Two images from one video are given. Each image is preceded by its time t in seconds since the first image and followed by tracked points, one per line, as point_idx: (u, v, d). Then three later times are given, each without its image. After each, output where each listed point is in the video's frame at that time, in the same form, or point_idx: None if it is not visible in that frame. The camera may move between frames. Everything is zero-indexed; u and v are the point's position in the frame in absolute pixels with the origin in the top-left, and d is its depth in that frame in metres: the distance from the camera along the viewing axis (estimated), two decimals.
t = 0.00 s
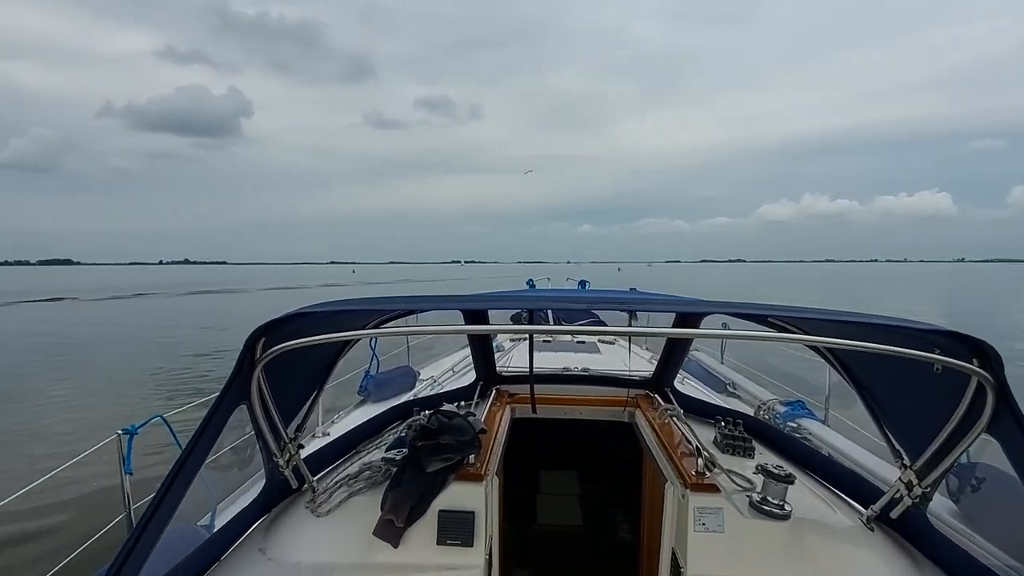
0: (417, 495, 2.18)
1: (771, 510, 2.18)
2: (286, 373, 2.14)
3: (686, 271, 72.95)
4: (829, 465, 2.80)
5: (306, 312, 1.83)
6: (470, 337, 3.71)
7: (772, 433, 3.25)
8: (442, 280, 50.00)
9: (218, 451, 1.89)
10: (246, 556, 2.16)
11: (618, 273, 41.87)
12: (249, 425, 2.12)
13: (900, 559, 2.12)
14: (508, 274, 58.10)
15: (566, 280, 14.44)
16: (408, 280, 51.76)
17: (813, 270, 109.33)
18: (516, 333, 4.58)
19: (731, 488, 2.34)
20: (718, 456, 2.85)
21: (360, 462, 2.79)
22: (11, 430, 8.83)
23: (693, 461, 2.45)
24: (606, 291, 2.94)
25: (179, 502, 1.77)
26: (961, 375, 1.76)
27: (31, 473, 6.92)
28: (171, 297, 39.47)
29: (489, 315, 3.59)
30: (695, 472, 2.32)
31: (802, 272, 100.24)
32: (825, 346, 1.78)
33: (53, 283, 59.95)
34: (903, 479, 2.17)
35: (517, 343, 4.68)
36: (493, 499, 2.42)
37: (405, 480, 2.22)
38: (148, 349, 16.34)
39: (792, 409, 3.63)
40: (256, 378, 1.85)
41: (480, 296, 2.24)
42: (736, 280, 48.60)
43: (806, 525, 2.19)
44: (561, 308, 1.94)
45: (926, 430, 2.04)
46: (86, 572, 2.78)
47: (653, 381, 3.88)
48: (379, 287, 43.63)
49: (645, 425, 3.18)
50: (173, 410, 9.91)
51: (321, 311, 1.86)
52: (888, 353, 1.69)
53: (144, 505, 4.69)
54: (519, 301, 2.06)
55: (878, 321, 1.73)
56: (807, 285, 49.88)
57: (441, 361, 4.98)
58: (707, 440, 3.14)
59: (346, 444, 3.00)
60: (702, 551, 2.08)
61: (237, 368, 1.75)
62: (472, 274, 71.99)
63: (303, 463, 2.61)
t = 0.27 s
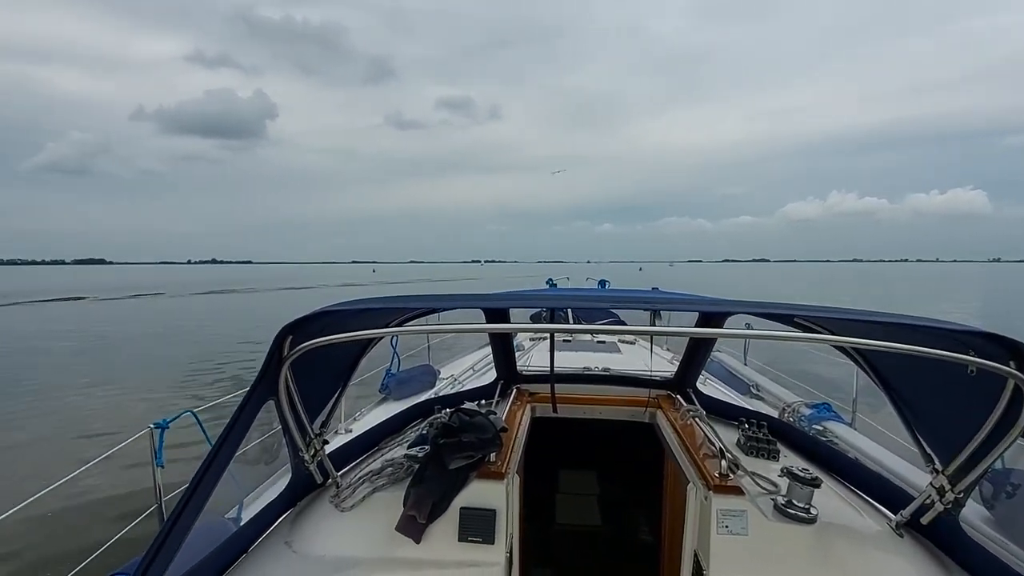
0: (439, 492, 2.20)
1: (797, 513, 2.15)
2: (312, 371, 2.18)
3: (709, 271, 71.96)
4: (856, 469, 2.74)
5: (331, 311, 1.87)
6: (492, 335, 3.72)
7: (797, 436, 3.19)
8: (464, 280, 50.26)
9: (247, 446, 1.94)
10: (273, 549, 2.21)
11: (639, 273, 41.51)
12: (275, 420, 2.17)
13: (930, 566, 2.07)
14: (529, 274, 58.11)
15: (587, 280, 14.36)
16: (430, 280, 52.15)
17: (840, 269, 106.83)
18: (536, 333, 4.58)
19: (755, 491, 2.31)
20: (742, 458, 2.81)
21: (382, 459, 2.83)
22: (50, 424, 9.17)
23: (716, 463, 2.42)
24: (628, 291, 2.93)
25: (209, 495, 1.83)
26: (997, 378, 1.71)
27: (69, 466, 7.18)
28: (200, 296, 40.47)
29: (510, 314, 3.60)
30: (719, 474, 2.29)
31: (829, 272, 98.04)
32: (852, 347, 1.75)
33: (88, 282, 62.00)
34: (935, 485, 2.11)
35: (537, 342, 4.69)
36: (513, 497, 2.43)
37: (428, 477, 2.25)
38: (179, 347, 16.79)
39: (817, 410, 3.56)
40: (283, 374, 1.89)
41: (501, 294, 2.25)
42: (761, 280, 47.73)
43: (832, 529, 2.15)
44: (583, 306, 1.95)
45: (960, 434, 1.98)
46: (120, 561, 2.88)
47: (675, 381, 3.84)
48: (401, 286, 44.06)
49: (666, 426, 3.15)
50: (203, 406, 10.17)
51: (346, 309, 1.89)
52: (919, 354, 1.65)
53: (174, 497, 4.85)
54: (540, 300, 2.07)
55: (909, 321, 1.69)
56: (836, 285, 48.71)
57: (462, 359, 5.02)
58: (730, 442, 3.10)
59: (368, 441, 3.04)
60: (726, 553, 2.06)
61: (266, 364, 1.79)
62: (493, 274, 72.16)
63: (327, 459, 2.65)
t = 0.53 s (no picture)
0: (461, 489, 2.22)
1: (824, 518, 2.11)
2: (337, 368, 2.22)
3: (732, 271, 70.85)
4: (885, 474, 2.68)
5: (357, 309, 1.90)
6: (514, 334, 3.73)
7: (823, 439, 3.13)
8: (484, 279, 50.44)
9: (275, 440, 1.98)
10: (298, 542, 2.25)
11: (662, 273, 41.03)
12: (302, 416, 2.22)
13: None
14: (549, 274, 58.00)
15: (609, 280, 14.28)
16: (451, 279, 52.48)
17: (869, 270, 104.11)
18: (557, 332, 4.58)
19: (781, 495, 2.27)
20: (767, 461, 2.77)
21: (405, 455, 2.86)
22: (87, 416, 9.51)
23: (741, 465, 2.39)
24: (651, 290, 2.91)
25: (239, 488, 1.87)
26: None
27: (104, 456, 7.43)
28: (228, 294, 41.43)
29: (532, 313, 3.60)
30: (743, 477, 2.26)
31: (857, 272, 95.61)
32: (882, 349, 1.71)
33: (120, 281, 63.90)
34: (969, 491, 2.05)
35: (558, 341, 4.68)
36: (535, 496, 2.44)
37: (450, 474, 2.27)
38: (208, 343, 17.22)
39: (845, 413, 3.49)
40: (311, 371, 1.93)
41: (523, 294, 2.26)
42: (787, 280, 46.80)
43: (861, 536, 2.10)
44: (605, 306, 1.95)
45: (996, 439, 1.92)
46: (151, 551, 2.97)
47: (699, 382, 3.79)
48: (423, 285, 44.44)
49: (689, 428, 3.12)
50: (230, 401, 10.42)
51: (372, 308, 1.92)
52: (952, 357, 1.61)
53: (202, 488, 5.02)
54: (562, 300, 2.08)
55: (942, 323, 1.64)
56: (864, 286, 47.50)
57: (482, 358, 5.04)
58: (755, 445, 3.05)
59: (391, 437, 3.08)
60: (750, 557, 2.03)
61: (294, 360, 1.83)
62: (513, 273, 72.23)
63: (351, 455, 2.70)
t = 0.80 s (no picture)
0: (481, 488, 2.23)
1: (851, 524, 2.06)
2: (360, 366, 2.25)
3: (754, 271, 69.75)
4: (914, 480, 2.62)
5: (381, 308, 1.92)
6: (534, 334, 3.73)
7: (849, 444, 3.07)
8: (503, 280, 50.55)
9: (299, 437, 2.02)
10: (321, 538, 2.29)
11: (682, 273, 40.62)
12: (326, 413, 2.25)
13: None
14: (568, 274, 57.84)
15: (628, 281, 14.19)
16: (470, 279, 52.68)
17: (897, 271, 101.48)
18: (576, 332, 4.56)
19: (805, 499, 2.23)
20: (791, 465, 2.73)
21: (425, 454, 2.88)
22: (117, 412, 9.80)
23: (764, 469, 2.36)
24: (673, 291, 2.88)
25: (265, 483, 1.91)
26: None
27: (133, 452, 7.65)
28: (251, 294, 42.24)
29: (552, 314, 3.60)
30: (767, 480, 2.23)
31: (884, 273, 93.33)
32: (911, 352, 1.67)
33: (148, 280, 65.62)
34: (1002, 499, 1.99)
35: (577, 341, 4.67)
36: (554, 496, 2.44)
37: (471, 473, 2.28)
38: (232, 342, 17.58)
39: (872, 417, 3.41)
40: (335, 369, 1.96)
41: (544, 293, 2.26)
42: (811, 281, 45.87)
43: (889, 543, 2.05)
44: (626, 306, 1.94)
45: None
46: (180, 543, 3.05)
47: (722, 383, 3.73)
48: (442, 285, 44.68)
49: (711, 430, 3.09)
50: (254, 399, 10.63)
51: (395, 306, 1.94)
52: (984, 360, 1.56)
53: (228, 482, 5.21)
54: (583, 300, 2.07)
55: (974, 325, 1.60)
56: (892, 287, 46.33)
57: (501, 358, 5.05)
58: (778, 448, 3.01)
59: (411, 435, 3.11)
60: (774, 562, 2.00)
61: (319, 358, 1.86)
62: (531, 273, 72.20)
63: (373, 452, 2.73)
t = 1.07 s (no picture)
0: (503, 486, 2.23)
1: (881, 529, 2.01)
2: (383, 363, 2.27)
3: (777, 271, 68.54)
4: (945, 485, 2.55)
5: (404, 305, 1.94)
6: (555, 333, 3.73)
7: (877, 447, 3.00)
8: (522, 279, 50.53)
9: (324, 432, 2.05)
10: (343, 532, 2.32)
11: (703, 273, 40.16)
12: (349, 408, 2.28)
13: None
14: (587, 274, 57.60)
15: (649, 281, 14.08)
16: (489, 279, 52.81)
17: (927, 272, 98.65)
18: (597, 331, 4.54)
19: (833, 503, 2.18)
20: (817, 468, 2.67)
21: (446, 451, 2.90)
22: (146, 404, 10.06)
23: (790, 472, 2.32)
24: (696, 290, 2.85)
25: (290, 476, 1.95)
26: None
27: (161, 444, 7.85)
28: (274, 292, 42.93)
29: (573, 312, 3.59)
30: (793, 483, 2.20)
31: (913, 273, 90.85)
32: (944, 352, 1.63)
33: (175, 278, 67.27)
34: None
35: (597, 340, 4.65)
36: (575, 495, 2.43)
37: (492, 470, 2.29)
38: (255, 339, 17.90)
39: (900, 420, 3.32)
40: (359, 365, 1.99)
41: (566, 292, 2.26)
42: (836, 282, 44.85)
43: (920, 549, 2.00)
44: (649, 304, 1.93)
45: None
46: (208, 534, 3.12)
47: (744, 385, 3.70)
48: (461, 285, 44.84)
49: (735, 432, 3.05)
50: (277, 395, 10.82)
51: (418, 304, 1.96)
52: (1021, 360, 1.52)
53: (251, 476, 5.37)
54: (605, 298, 2.07)
55: (1010, 325, 1.55)
56: (921, 288, 45.10)
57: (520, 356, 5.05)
58: (804, 451, 2.95)
59: (432, 432, 3.13)
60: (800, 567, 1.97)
61: (344, 354, 1.89)
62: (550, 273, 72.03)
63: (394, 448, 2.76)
